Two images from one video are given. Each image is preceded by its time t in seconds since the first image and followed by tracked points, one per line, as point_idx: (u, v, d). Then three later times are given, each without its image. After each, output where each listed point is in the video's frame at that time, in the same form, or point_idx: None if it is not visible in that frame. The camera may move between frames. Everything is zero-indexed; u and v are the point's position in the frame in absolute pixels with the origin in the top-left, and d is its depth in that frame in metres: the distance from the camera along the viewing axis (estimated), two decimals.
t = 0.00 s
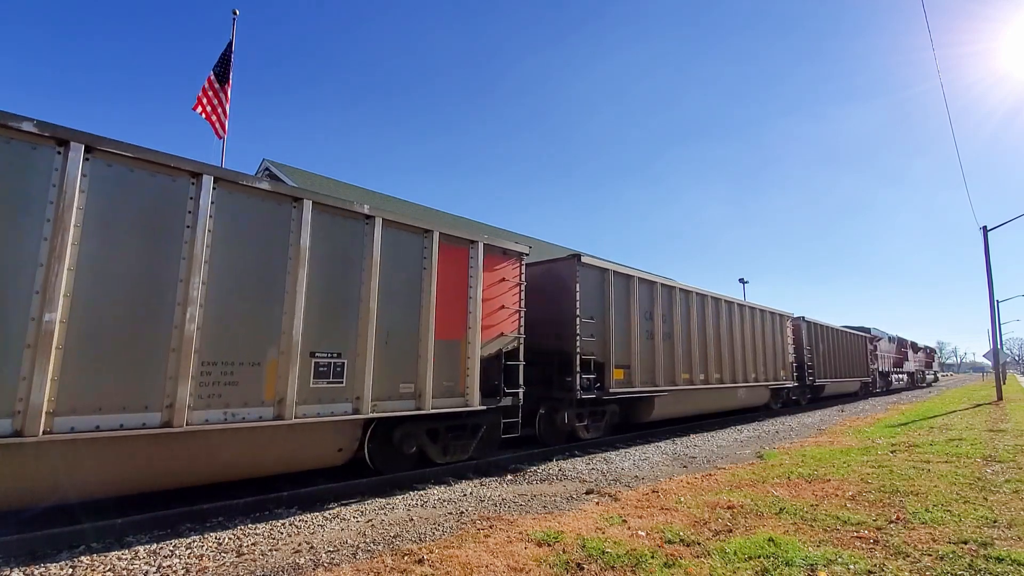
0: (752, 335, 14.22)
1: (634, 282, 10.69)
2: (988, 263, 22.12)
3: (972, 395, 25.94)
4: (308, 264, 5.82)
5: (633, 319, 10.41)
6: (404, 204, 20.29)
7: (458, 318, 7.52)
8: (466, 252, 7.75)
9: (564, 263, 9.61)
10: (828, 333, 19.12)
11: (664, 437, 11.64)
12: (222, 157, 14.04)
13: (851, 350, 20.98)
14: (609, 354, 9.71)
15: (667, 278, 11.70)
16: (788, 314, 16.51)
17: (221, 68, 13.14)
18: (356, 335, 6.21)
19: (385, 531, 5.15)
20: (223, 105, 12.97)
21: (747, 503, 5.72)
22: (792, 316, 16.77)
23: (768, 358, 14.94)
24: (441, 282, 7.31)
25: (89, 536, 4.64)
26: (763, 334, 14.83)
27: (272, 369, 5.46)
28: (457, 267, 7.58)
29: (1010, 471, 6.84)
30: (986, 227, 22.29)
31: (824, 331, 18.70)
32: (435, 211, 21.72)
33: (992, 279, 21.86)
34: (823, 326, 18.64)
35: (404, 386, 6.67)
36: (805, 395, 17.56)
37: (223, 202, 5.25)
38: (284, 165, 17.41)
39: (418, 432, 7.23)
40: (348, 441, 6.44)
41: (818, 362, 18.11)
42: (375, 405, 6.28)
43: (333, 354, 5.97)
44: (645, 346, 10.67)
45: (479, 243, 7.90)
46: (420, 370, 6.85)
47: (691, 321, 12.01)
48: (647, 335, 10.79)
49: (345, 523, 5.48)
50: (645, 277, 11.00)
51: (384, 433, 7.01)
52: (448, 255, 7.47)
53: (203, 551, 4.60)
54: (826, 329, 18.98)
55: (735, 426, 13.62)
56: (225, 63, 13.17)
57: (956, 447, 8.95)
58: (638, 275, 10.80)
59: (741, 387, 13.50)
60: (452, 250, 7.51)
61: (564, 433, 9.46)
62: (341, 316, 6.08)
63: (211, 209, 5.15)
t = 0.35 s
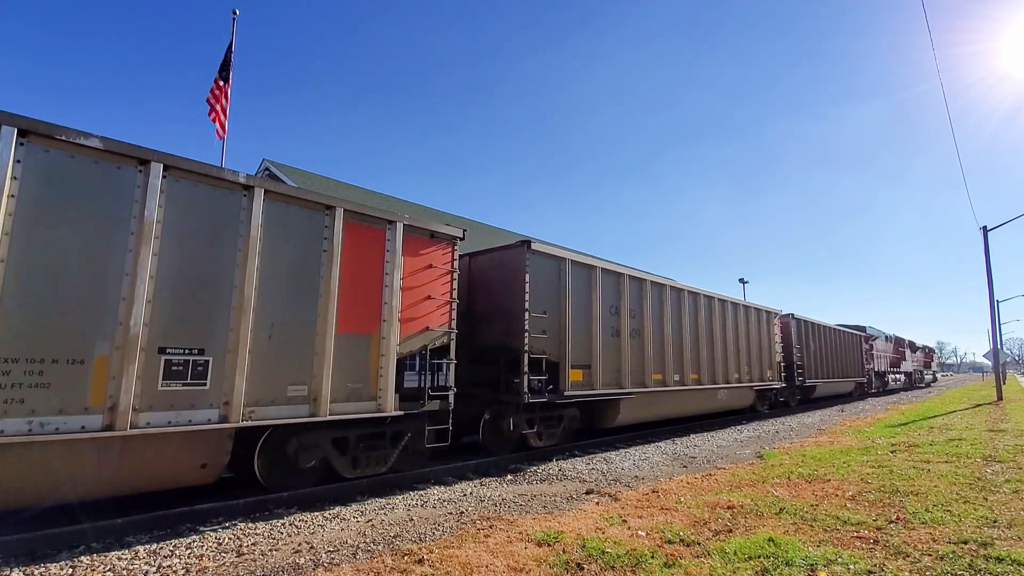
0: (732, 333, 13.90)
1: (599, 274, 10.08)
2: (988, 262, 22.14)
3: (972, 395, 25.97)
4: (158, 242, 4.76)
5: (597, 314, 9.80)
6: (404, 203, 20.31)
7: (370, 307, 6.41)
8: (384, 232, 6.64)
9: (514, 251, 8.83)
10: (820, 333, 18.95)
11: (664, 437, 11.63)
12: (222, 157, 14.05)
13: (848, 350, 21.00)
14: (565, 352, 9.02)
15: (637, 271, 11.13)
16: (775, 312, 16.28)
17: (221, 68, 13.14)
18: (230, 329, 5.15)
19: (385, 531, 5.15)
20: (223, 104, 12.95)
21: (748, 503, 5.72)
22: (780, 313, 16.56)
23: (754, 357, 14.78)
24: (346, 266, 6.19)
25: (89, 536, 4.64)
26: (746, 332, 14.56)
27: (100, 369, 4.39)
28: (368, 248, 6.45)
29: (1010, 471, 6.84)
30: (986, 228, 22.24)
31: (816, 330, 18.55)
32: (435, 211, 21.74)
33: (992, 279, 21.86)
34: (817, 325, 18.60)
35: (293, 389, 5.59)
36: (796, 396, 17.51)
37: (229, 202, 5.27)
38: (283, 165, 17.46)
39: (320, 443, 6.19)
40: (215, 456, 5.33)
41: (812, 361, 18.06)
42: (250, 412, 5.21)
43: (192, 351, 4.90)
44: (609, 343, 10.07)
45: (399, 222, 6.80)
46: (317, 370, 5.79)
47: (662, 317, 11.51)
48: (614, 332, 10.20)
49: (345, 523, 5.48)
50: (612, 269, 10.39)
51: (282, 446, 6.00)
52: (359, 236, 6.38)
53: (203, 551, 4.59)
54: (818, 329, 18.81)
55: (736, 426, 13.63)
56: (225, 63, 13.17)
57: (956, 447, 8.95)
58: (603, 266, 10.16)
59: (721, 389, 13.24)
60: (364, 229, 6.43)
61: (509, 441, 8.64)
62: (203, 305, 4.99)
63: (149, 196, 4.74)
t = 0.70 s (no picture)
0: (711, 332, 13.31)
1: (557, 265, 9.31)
2: (989, 262, 21.64)
3: (972, 395, 26.00)
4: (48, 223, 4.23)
5: (553, 309, 9.02)
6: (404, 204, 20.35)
7: (260, 295, 5.44)
8: (280, 209, 5.67)
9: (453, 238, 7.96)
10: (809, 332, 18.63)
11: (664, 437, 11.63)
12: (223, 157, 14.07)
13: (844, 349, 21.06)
14: (513, 350, 8.22)
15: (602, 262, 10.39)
16: (762, 310, 15.84)
17: (221, 68, 13.15)
18: (61, 320, 4.23)
19: (385, 531, 5.15)
20: (223, 104, 12.96)
21: (748, 504, 5.72)
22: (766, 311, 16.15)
23: (739, 356, 14.35)
24: (227, 248, 5.21)
25: (89, 536, 4.64)
26: (729, 330, 14.06)
27: None
28: (256, 228, 5.45)
29: (1010, 471, 6.84)
30: (987, 228, 22.03)
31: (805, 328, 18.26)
32: (435, 211, 21.78)
33: (992, 279, 21.82)
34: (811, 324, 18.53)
35: (148, 392, 4.64)
36: (785, 397, 17.23)
37: (198, 196, 5.08)
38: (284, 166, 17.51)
39: (199, 456, 5.26)
40: (42, 474, 4.31)
41: (805, 360, 18.00)
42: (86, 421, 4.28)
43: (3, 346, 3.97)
44: (569, 341, 9.31)
45: (301, 199, 5.82)
46: (186, 371, 4.84)
47: (631, 313, 10.79)
48: (574, 329, 9.45)
49: (345, 523, 5.48)
50: (573, 260, 9.62)
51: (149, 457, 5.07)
52: (247, 211, 5.40)
53: (203, 551, 4.59)
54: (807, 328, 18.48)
55: (736, 426, 13.65)
56: (225, 63, 13.18)
57: (956, 447, 8.96)
58: (562, 256, 9.39)
59: (701, 390, 12.68)
60: (246, 202, 5.41)
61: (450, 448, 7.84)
62: (22, 291, 4.08)
63: (104, 185, 4.51)
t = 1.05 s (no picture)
0: (686, 329, 12.50)
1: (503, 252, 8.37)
2: (988, 262, 21.61)
3: (972, 395, 26.01)
4: None
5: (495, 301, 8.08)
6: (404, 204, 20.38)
7: (90, 280, 4.38)
8: (122, 174, 4.62)
9: (372, 219, 7.05)
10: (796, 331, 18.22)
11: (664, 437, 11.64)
12: (222, 157, 14.06)
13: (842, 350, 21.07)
14: (444, 347, 7.29)
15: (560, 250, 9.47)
16: (745, 307, 15.26)
17: (221, 68, 13.14)
18: None
19: (385, 531, 5.15)
20: (223, 105, 12.95)
21: (747, 504, 5.72)
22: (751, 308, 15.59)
23: (722, 355, 13.81)
24: (39, 217, 4.16)
25: (89, 536, 4.64)
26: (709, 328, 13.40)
27: None
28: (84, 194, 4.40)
29: (1009, 470, 6.84)
30: (986, 228, 21.96)
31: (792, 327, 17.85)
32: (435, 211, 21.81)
33: (992, 279, 21.83)
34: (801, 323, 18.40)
35: None
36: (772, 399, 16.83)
37: None
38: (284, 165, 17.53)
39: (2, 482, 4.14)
40: None
41: (796, 359, 17.85)
42: None
43: None
44: (516, 337, 8.41)
45: (151, 162, 4.78)
46: None
47: (592, 306, 9.94)
48: (522, 324, 8.53)
49: (345, 523, 5.48)
50: (523, 247, 8.70)
51: None
52: (68, 176, 4.33)
53: (203, 551, 4.60)
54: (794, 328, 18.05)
55: (736, 426, 13.65)
56: (225, 63, 13.16)
57: (956, 447, 8.96)
58: (507, 242, 8.44)
59: (676, 391, 11.94)
60: (72, 166, 4.36)
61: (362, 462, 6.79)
62: None
63: None
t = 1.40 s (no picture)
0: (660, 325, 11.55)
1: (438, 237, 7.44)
2: (988, 262, 21.49)
3: (972, 395, 25.98)
4: None
5: (428, 292, 7.14)
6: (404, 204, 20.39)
7: None
8: None
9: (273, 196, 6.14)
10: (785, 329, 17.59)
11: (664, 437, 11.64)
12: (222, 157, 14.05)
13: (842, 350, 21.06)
14: (358, 342, 6.33)
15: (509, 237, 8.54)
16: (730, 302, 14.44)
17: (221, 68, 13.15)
18: None
19: (385, 531, 5.15)
20: (223, 105, 12.95)
21: (747, 503, 5.72)
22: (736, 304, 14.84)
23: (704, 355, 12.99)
24: None
25: (89, 536, 4.64)
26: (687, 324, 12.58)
27: None
28: None
29: (1010, 471, 6.84)
30: (986, 228, 22.05)
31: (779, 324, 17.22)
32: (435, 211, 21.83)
33: (992, 279, 21.83)
34: (792, 321, 18.00)
35: None
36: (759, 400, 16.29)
37: None
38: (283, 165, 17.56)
39: None
40: None
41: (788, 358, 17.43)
42: None
43: None
44: (453, 334, 7.47)
45: None
46: None
47: (548, 299, 9.07)
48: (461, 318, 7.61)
49: (345, 523, 5.48)
50: (463, 233, 7.70)
51: None
52: None
53: (203, 551, 4.60)
54: (782, 326, 17.42)
55: (736, 426, 13.64)
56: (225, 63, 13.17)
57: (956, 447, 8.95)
58: (444, 226, 7.49)
59: (647, 393, 11.06)
60: None
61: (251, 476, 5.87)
62: None
63: None
